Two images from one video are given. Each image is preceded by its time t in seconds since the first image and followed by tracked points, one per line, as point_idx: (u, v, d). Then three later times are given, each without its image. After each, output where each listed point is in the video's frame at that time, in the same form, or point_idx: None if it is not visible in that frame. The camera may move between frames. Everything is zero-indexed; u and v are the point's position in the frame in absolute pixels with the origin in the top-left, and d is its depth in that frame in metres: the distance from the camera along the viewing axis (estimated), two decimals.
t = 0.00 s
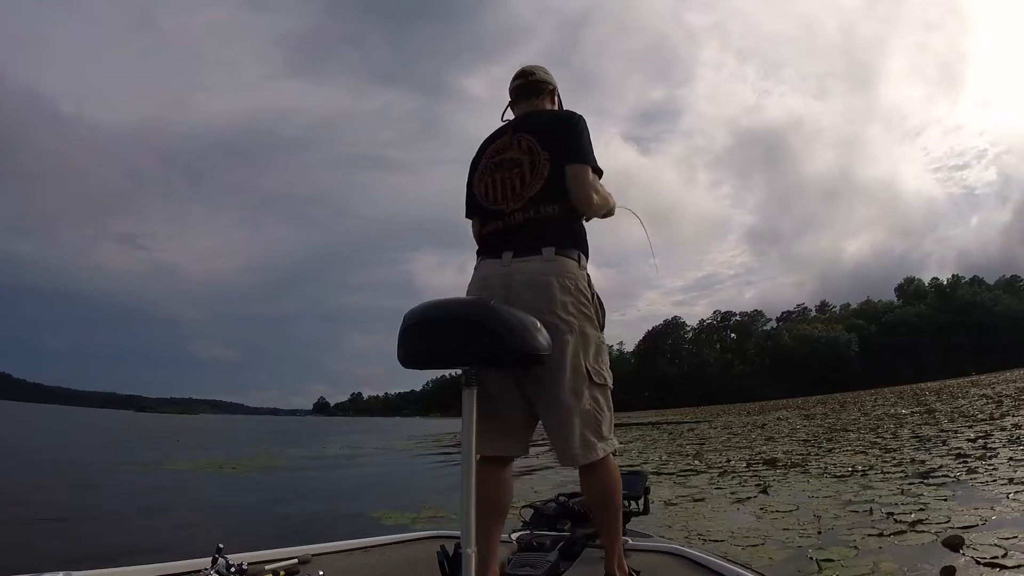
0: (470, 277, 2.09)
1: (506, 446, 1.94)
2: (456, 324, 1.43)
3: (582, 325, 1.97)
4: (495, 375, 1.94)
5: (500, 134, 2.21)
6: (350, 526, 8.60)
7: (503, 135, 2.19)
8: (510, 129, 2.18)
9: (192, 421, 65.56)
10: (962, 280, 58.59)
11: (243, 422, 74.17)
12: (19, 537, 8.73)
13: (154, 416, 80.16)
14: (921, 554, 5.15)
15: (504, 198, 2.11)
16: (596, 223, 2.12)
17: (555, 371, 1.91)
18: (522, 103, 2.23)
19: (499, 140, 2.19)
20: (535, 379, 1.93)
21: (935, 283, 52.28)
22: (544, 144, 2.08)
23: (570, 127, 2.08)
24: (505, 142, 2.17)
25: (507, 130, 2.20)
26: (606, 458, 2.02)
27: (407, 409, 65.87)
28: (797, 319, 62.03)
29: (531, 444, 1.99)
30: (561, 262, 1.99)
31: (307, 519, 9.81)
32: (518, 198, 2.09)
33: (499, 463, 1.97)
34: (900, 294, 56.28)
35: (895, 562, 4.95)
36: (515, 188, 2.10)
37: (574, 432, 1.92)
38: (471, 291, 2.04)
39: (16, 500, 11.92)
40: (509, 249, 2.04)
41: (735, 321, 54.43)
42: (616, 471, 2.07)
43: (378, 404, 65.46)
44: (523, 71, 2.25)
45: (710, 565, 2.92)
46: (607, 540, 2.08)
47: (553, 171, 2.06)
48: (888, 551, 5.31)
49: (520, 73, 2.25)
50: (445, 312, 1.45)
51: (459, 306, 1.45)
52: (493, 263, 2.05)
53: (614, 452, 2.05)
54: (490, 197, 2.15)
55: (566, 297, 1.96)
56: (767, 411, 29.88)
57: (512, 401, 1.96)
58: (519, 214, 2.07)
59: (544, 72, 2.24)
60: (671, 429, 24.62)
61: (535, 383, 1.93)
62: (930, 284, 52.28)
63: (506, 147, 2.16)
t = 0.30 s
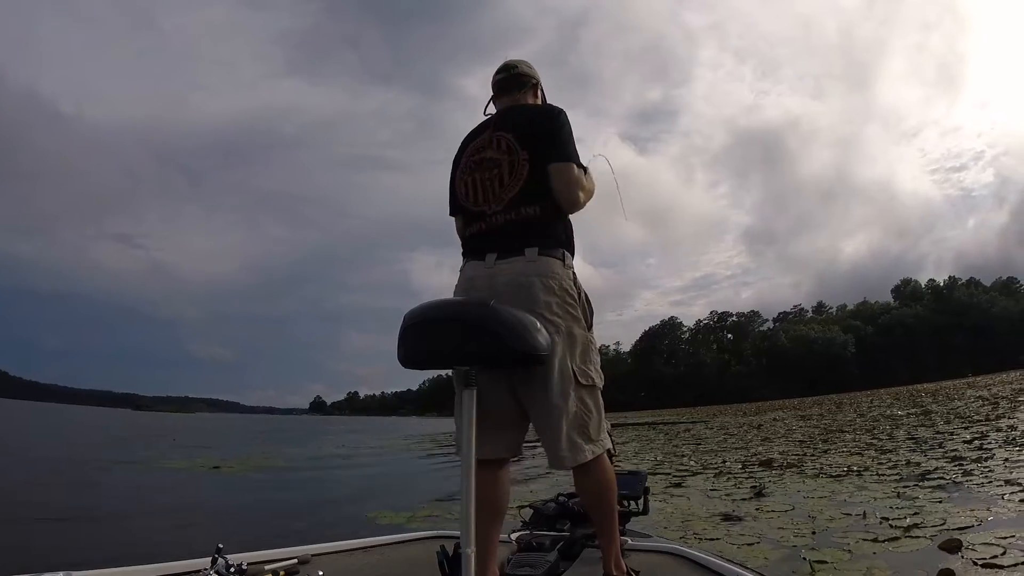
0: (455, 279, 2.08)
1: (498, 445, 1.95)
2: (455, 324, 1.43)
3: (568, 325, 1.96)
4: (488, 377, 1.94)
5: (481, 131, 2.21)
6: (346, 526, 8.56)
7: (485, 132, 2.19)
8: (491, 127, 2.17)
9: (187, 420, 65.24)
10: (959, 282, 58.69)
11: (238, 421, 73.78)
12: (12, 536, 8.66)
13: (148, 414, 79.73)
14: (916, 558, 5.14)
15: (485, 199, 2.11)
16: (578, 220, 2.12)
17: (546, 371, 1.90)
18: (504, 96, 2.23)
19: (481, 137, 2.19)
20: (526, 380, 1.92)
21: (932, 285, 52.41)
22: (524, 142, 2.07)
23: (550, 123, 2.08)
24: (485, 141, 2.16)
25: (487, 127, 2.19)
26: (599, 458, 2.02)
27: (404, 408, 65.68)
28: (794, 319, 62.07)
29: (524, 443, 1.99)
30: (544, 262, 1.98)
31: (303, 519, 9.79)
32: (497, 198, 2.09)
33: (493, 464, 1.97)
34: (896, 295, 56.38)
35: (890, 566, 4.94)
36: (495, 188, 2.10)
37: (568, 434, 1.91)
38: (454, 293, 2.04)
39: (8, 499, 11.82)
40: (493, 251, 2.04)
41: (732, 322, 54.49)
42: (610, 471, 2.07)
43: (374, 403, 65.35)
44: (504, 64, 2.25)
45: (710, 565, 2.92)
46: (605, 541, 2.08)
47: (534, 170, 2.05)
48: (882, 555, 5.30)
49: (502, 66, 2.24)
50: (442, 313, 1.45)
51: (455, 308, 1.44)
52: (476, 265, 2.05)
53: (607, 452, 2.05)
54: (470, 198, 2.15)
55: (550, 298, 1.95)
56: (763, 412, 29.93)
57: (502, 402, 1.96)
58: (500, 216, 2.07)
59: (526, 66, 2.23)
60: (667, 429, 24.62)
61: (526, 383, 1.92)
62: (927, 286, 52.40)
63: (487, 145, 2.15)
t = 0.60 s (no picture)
0: (449, 277, 2.06)
1: (494, 446, 1.94)
2: (451, 324, 1.41)
3: (566, 326, 1.96)
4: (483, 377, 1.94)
5: (475, 122, 2.19)
6: (341, 523, 8.53)
7: (479, 124, 2.17)
8: (486, 118, 2.15)
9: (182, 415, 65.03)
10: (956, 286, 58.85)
11: (234, 417, 73.57)
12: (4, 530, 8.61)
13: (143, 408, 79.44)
14: (909, 563, 5.14)
15: (480, 195, 2.09)
16: (574, 216, 2.11)
17: (542, 371, 1.89)
18: (496, 88, 2.21)
19: (474, 129, 2.17)
20: (522, 380, 1.91)
21: (929, 289, 52.55)
22: (521, 136, 2.06)
23: (548, 116, 2.06)
24: (479, 134, 2.14)
25: (482, 119, 2.17)
26: (595, 460, 2.01)
27: (400, 406, 65.55)
28: (791, 322, 62.15)
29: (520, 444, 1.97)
30: (541, 261, 1.97)
31: (298, 515, 9.77)
32: (494, 194, 2.07)
33: (489, 464, 1.96)
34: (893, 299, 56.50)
35: (884, 570, 4.95)
36: (491, 183, 2.08)
37: (563, 436, 1.90)
38: (449, 290, 2.03)
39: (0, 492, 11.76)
40: (488, 248, 2.03)
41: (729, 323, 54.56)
42: (607, 472, 2.07)
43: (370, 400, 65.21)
44: (496, 54, 2.24)
45: (708, 565, 2.92)
46: (602, 543, 2.07)
47: (532, 165, 2.05)
48: (877, 559, 5.29)
49: (494, 56, 2.23)
50: (439, 313, 1.43)
51: (451, 307, 1.42)
52: (471, 263, 2.03)
53: (603, 453, 2.04)
54: (465, 193, 2.13)
55: (547, 297, 1.94)
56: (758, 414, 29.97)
57: (499, 403, 1.96)
58: (497, 212, 2.05)
59: (520, 57, 2.22)
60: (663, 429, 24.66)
61: (523, 384, 1.91)
62: (925, 290, 52.52)
63: (481, 138, 2.13)
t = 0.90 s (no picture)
0: (452, 273, 2.04)
1: (493, 447, 1.94)
2: (452, 324, 1.41)
3: (568, 327, 1.95)
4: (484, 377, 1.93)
5: (478, 116, 2.18)
6: (337, 521, 8.52)
7: (483, 118, 2.16)
8: (490, 113, 2.14)
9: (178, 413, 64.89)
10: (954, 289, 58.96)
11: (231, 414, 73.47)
12: None
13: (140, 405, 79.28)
14: (907, 564, 5.15)
15: (485, 190, 2.08)
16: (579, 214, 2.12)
17: (541, 371, 1.89)
18: (498, 84, 2.21)
19: (478, 124, 2.16)
20: (522, 380, 1.91)
21: (927, 292, 52.61)
22: (528, 133, 2.07)
23: (554, 115, 2.08)
24: (483, 129, 2.13)
25: (485, 115, 2.16)
26: (594, 461, 2.01)
27: (398, 404, 65.55)
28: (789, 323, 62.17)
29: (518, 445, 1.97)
30: (544, 261, 1.97)
31: (295, 513, 9.71)
32: (500, 189, 2.06)
33: (488, 464, 1.96)
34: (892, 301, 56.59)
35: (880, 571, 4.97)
36: (497, 179, 2.07)
37: (563, 437, 1.90)
38: (451, 287, 2.01)
39: None
40: (491, 246, 2.02)
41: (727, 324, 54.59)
42: (605, 472, 2.07)
43: (367, 398, 65.18)
44: (498, 50, 2.23)
45: (705, 565, 2.92)
46: (600, 544, 2.07)
47: (539, 162, 2.05)
48: (874, 560, 5.31)
49: (496, 52, 2.22)
50: (440, 313, 1.43)
51: (452, 307, 1.42)
52: (473, 259, 2.02)
53: (602, 454, 2.04)
54: (469, 188, 2.12)
55: (550, 297, 1.93)
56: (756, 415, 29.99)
57: (499, 403, 1.95)
58: (503, 208, 2.04)
59: (522, 54, 2.23)
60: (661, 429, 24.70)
61: (523, 384, 1.91)
62: (923, 293, 52.59)
63: (486, 134, 2.12)
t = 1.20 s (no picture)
0: (456, 275, 2.04)
1: (495, 446, 1.94)
2: (455, 323, 1.41)
3: (569, 328, 1.96)
4: (485, 378, 1.93)
5: (479, 122, 2.19)
6: (335, 524, 8.49)
7: (484, 124, 2.16)
8: (491, 119, 2.15)
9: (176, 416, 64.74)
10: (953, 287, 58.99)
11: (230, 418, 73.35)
12: None
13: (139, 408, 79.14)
14: (907, 563, 5.15)
15: (487, 192, 2.08)
16: (581, 216, 2.14)
17: (543, 371, 1.89)
18: (498, 90, 2.21)
19: (479, 129, 2.17)
20: (523, 379, 1.91)
21: (926, 290, 52.63)
22: (530, 136, 2.07)
23: (554, 120, 2.09)
24: (484, 135, 2.14)
25: (486, 121, 2.17)
26: (595, 461, 2.01)
27: (397, 406, 65.46)
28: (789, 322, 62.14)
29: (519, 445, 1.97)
30: (547, 262, 1.98)
31: (294, 516, 9.71)
32: (502, 191, 2.06)
33: (489, 464, 1.95)
34: (890, 299, 56.61)
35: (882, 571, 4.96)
36: (500, 181, 2.08)
37: (565, 435, 1.90)
38: (454, 289, 2.01)
39: None
40: (495, 247, 2.01)
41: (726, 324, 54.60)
42: (606, 472, 2.07)
43: (366, 400, 65.10)
44: (497, 57, 2.24)
45: (705, 564, 2.92)
46: (601, 542, 2.08)
47: (542, 165, 2.06)
48: (874, 560, 5.31)
49: (495, 59, 2.23)
50: (442, 311, 1.43)
51: (453, 307, 1.43)
52: (476, 261, 2.01)
53: (604, 453, 2.04)
54: (471, 191, 2.12)
55: (553, 298, 1.94)
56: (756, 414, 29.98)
57: (501, 403, 1.95)
58: (505, 210, 2.04)
59: (520, 61, 2.23)
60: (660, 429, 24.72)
61: (524, 383, 1.91)
62: (922, 291, 52.59)
63: (488, 138, 2.13)
